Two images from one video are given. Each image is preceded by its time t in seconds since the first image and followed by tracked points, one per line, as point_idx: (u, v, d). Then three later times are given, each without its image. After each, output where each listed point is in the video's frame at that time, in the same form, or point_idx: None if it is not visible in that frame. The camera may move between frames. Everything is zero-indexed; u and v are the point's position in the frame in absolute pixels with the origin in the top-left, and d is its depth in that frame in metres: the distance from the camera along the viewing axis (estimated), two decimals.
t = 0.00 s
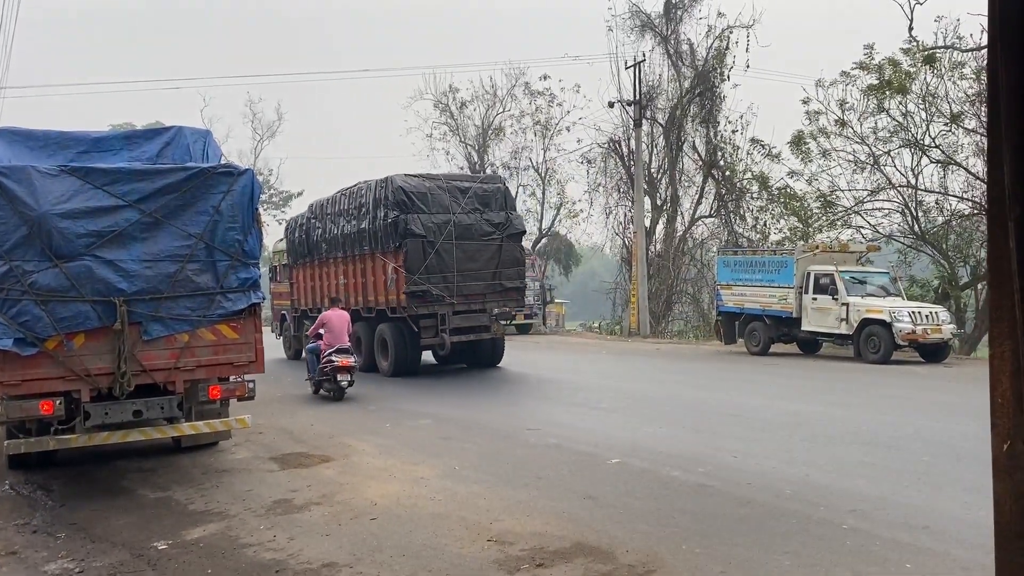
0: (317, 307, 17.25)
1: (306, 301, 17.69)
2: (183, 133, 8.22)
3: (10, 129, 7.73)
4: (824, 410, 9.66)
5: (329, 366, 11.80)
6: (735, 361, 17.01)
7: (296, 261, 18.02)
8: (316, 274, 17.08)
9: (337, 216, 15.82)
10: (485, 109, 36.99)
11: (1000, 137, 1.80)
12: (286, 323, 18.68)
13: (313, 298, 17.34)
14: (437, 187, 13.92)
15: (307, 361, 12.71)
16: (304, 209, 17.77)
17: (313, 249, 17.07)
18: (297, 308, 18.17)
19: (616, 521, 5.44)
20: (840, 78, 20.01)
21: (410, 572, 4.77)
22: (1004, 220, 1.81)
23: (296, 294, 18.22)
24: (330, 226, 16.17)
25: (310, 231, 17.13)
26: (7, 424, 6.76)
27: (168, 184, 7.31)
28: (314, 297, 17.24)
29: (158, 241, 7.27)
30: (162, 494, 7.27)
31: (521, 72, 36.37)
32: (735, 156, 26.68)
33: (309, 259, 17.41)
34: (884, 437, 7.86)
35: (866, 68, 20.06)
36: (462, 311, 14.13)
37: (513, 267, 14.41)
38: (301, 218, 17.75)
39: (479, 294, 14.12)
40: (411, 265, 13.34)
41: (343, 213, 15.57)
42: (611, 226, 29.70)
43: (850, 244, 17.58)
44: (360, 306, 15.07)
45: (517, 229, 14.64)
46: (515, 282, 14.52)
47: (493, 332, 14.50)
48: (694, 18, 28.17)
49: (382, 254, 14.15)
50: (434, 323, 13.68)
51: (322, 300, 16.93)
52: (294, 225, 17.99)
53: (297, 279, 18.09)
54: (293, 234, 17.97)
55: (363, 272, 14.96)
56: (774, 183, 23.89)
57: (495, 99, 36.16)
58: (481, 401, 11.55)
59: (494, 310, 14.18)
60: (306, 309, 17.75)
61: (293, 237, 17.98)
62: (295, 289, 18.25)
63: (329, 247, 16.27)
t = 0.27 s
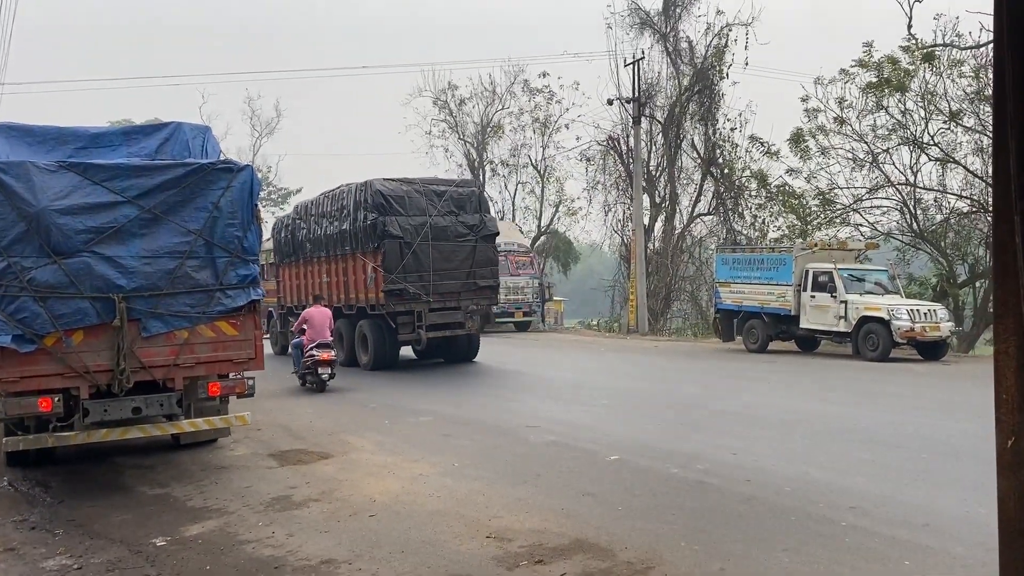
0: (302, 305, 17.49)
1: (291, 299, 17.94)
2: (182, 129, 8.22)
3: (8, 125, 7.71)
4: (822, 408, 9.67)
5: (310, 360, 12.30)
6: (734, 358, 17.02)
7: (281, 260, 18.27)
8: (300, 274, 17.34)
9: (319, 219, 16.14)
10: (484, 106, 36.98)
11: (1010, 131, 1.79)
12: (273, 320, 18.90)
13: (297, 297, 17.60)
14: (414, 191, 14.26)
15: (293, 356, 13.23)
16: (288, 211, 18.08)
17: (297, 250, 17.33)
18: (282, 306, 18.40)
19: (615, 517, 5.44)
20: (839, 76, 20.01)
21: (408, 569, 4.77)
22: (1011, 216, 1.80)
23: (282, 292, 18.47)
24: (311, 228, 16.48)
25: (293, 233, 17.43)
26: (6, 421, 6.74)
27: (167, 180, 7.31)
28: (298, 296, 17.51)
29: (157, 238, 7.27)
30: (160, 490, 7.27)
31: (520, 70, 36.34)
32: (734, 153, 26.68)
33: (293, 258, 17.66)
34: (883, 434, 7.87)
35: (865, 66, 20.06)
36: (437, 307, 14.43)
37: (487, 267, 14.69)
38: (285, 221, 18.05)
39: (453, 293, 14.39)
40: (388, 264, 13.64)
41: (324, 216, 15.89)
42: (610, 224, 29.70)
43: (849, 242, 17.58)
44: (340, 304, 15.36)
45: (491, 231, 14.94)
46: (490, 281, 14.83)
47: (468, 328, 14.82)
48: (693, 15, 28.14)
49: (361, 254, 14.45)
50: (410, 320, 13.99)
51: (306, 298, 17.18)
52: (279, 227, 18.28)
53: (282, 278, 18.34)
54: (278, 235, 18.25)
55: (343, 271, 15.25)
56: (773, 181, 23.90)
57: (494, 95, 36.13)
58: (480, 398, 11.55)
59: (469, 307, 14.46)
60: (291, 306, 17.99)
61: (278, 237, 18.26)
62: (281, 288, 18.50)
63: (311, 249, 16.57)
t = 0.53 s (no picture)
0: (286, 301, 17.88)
1: (276, 296, 18.33)
2: (179, 125, 8.20)
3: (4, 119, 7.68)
4: (818, 404, 9.69)
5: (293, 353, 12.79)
6: (731, 355, 17.04)
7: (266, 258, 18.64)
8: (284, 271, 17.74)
9: (301, 218, 16.62)
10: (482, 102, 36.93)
11: (1007, 129, 1.79)
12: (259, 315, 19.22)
13: (281, 293, 17.99)
14: (391, 193, 14.75)
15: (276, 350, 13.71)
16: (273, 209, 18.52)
17: (281, 247, 17.72)
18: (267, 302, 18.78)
19: (612, 514, 5.45)
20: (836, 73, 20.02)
21: (405, 566, 4.77)
22: (1006, 214, 1.80)
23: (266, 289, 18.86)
24: (294, 227, 16.95)
25: (276, 231, 17.89)
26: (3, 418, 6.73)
27: (164, 176, 7.31)
28: (282, 292, 17.91)
29: (154, 234, 7.27)
30: (157, 486, 7.27)
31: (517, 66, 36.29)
32: (731, 150, 26.71)
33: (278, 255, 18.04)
34: (879, 430, 7.88)
35: (862, 63, 20.07)
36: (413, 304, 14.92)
37: (462, 265, 15.19)
38: (269, 219, 18.48)
39: (429, 290, 14.93)
40: (366, 263, 14.16)
41: (306, 215, 16.38)
42: (607, 220, 29.72)
43: (846, 239, 17.60)
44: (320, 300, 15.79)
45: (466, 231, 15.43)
46: (464, 279, 15.32)
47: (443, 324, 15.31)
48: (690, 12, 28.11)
49: (340, 253, 14.96)
50: (387, 316, 14.47)
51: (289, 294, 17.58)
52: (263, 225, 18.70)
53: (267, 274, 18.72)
54: (262, 234, 18.66)
55: (323, 269, 15.71)
56: (770, 178, 23.93)
57: (491, 92, 36.12)
58: (477, 395, 11.56)
59: (445, 304, 15.00)
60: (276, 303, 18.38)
61: (263, 236, 18.66)
62: (266, 285, 18.88)
63: (294, 247, 17.03)
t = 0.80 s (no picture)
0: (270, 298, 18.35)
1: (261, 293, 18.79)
2: (174, 121, 8.19)
3: None
4: (814, 400, 9.71)
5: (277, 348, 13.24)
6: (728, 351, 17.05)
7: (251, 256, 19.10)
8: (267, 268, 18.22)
9: (284, 218, 17.13)
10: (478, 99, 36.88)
11: (1003, 128, 1.79)
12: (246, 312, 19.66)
13: (265, 290, 18.46)
14: (369, 195, 15.27)
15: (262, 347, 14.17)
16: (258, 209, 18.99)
17: (265, 246, 18.21)
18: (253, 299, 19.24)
19: (608, 510, 5.45)
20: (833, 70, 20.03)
21: (401, 563, 4.77)
22: (1001, 208, 1.80)
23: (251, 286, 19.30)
24: (277, 226, 17.46)
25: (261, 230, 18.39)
26: None
27: (160, 172, 7.29)
28: (267, 289, 18.39)
29: (150, 230, 7.25)
30: (153, 484, 7.25)
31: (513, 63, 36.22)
32: (727, 147, 26.73)
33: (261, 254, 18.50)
34: (875, 427, 7.90)
35: (859, 60, 20.08)
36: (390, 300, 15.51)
37: (437, 264, 15.72)
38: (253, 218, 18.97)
39: (405, 287, 15.49)
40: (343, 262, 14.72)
41: (288, 215, 16.90)
42: (604, 217, 29.71)
43: (842, 235, 17.62)
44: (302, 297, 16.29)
45: (441, 231, 15.95)
46: (439, 277, 15.83)
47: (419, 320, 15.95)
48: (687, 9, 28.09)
49: (320, 252, 15.50)
50: (364, 311, 15.09)
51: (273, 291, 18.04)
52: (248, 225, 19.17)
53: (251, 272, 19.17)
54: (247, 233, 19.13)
55: (304, 267, 16.21)
56: (766, 174, 23.95)
57: (487, 88, 36.07)
58: (473, 391, 11.56)
59: (420, 301, 15.58)
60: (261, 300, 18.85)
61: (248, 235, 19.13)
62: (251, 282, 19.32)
63: (277, 245, 17.54)
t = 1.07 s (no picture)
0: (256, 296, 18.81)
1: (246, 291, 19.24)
2: (172, 119, 8.17)
3: None
4: (812, 398, 9.73)
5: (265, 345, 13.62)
6: (726, 349, 17.07)
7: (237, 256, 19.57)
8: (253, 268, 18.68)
9: (269, 220, 17.64)
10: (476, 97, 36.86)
11: (1004, 126, 1.79)
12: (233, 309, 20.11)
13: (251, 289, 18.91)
14: (348, 198, 15.77)
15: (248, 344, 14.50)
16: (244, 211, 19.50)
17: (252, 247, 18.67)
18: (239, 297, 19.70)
19: (608, 508, 5.45)
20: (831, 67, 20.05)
21: (400, 561, 4.77)
22: (1004, 206, 1.80)
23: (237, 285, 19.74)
24: (263, 228, 17.96)
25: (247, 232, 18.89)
26: None
27: (158, 170, 7.28)
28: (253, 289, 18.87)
29: (148, 229, 7.24)
30: (152, 482, 7.25)
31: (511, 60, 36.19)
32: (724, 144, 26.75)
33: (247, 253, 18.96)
34: (873, 424, 7.90)
35: (857, 57, 20.10)
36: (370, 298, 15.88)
37: (415, 264, 16.05)
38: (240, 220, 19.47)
39: (384, 286, 15.85)
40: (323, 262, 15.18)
41: (273, 218, 17.42)
42: (602, 215, 29.71)
43: (840, 233, 17.64)
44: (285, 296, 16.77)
45: (419, 232, 16.33)
46: (418, 277, 16.20)
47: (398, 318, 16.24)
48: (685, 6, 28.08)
49: (302, 252, 15.99)
50: (344, 308, 15.46)
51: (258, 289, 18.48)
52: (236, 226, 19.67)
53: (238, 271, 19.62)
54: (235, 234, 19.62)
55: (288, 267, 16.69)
56: (764, 172, 23.96)
57: (485, 86, 36.02)
58: (471, 389, 11.57)
59: (399, 299, 15.90)
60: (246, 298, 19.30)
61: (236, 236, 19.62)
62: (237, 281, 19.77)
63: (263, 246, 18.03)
